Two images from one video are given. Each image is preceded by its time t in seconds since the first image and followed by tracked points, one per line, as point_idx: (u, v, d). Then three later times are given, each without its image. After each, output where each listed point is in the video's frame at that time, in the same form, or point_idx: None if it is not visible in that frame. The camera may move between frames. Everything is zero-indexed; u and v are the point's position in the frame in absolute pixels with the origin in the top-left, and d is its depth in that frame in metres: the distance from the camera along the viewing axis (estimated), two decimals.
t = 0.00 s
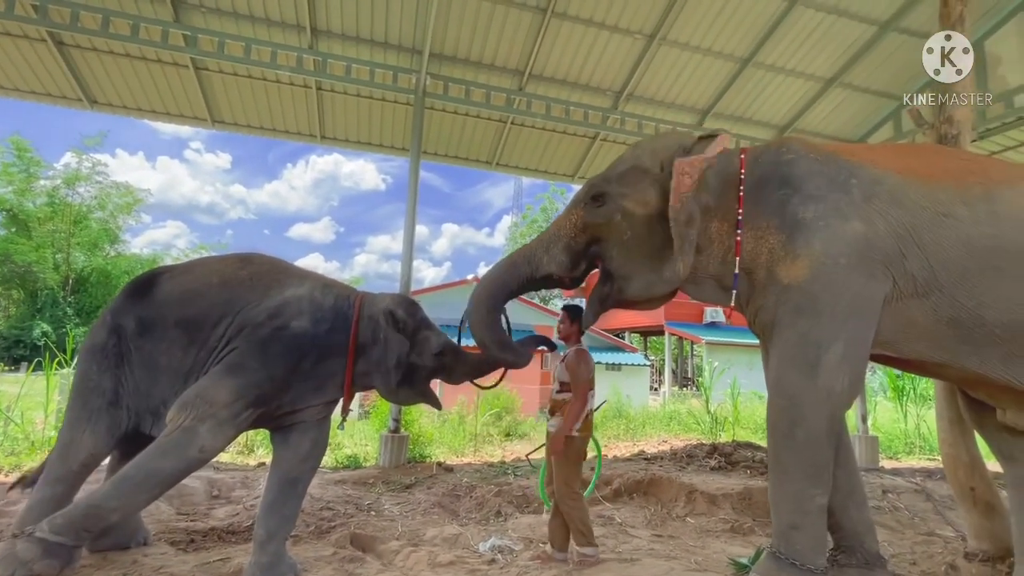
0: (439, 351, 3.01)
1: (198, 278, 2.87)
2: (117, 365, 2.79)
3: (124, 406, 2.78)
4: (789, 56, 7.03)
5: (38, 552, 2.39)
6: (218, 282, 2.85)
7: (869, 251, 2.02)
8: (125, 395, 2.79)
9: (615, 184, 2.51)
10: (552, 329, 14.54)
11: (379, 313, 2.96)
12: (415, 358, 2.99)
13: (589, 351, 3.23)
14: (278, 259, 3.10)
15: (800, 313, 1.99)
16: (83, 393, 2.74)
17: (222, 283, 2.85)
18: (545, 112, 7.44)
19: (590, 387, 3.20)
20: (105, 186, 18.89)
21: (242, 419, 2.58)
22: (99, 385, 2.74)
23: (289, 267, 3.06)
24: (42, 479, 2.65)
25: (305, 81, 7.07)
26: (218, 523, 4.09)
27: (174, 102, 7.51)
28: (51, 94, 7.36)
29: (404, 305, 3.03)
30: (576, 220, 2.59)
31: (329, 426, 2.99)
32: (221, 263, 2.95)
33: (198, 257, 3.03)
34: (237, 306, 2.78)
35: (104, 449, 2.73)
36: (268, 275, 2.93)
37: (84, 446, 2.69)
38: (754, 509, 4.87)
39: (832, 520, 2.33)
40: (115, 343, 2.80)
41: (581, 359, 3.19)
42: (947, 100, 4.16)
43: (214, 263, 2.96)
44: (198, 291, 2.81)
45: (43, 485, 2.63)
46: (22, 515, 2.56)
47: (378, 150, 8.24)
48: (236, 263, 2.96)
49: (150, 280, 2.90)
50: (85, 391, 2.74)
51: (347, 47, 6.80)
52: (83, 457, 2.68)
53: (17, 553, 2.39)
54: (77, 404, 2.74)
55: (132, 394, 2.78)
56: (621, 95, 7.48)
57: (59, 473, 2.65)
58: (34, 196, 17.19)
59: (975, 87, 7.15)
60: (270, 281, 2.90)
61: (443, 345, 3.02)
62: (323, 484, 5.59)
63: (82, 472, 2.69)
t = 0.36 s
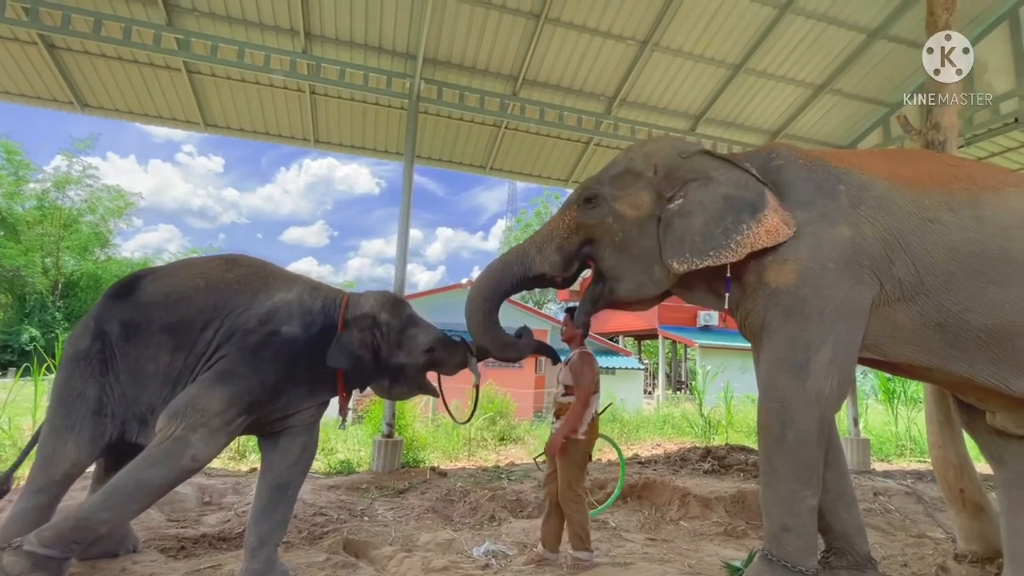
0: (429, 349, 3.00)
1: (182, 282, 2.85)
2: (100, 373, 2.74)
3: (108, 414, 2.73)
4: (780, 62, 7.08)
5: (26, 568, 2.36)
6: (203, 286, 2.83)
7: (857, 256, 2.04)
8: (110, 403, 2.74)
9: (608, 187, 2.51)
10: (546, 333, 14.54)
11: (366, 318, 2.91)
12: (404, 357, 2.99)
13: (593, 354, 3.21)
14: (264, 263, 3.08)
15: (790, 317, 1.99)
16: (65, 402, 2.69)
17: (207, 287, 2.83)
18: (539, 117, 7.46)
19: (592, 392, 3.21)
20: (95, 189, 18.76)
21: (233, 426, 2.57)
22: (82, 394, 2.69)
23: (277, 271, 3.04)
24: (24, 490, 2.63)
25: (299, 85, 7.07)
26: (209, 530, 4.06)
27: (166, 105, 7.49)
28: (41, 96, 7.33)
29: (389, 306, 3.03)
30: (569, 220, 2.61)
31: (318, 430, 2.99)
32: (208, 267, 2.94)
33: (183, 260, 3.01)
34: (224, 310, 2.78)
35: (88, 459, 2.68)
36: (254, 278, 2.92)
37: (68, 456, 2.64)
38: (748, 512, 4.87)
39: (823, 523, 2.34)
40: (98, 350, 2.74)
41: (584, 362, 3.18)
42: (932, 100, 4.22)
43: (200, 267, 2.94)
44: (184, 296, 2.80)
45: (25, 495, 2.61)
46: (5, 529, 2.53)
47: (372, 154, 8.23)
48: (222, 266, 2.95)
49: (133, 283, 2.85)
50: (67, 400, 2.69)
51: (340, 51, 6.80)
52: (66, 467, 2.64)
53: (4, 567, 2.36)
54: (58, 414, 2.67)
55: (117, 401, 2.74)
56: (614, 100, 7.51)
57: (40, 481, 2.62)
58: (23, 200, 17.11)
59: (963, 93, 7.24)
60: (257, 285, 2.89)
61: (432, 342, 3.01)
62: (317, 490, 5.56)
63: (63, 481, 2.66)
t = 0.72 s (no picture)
0: (419, 357, 2.99)
1: (169, 283, 2.81)
2: (83, 376, 2.69)
3: (91, 419, 2.70)
4: (774, 66, 7.11)
5: None
6: (190, 287, 2.80)
7: (856, 260, 2.04)
8: (92, 407, 2.71)
9: (611, 189, 2.51)
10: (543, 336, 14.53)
11: (356, 323, 2.90)
12: (394, 365, 2.96)
13: (589, 356, 3.18)
14: (255, 265, 3.05)
15: (789, 320, 1.99)
16: (45, 407, 2.64)
17: (195, 287, 2.80)
18: (535, 121, 7.46)
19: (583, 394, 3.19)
20: (89, 192, 18.71)
21: (223, 431, 2.55)
22: (64, 398, 2.65)
23: (268, 272, 3.02)
24: (7, 496, 2.60)
25: (295, 88, 7.06)
26: (202, 535, 4.03)
27: (160, 108, 7.46)
28: (34, 98, 7.29)
29: (383, 313, 3.02)
30: (572, 221, 2.62)
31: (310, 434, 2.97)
32: (197, 268, 2.91)
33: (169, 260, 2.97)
34: (212, 311, 2.75)
35: (70, 463, 2.65)
36: (244, 280, 2.89)
37: (50, 461, 2.60)
38: (744, 515, 4.86)
39: (820, 526, 2.33)
40: (80, 352, 2.70)
41: (577, 365, 3.16)
42: (926, 100, 4.23)
43: (188, 268, 2.91)
44: (170, 297, 2.76)
45: (8, 502, 2.59)
46: None
47: (368, 157, 8.22)
48: (211, 267, 2.92)
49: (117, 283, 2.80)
50: (48, 403, 2.64)
51: (336, 55, 6.79)
52: (48, 472, 2.61)
53: None
54: (40, 418, 2.63)
55: (100, 404, 2.71)
56: (610, 105, 7.51)
57: (24, 487, 2.59)
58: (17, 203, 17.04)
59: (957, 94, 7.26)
60: (247, 287, 2.86)
61: (423, 351, 3.00)
62: (311, 495, 5.53)
63: (47, 487, 2.62)
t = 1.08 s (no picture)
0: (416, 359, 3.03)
1: (161, 285, 2.79)
2: (74, 379, 2.68)
3: (81, 422, 2.68)
4: (773, 70, 7.12)
5: None
6: (183, 289, 2.78)
7: (865, 267, 2.04)
8: (82, 410, 2.68)
9: (625, 188, 2.50)
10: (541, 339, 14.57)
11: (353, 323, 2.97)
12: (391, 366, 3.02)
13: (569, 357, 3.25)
14: (252, 267, 3.04)
15: (796, 324, 1.99)
16: (36, 410, 2.64)
17: (187, 290, 2.78)
18: (535, 123, 7.46)
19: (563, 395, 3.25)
20: (88, 194, 18.73)
21: (219, 436, 2.55)
22: (53, 401, 2.64)
23: (262, 275, 3.01)
24: None
25: (295, 90, 7.07)
26: (199, 538, 4.02)
27: (159, 110, 7.46)
28: (33, 100, 7.29)
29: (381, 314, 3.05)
30: (585, 218, 2.61)
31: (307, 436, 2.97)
32: (191, 270, 2.89)
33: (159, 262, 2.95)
34: (206, 314, 2.73)
35: (60, 466, 2.64)
36: (238, 282, 2.88)
37: (39, 465, 2.59)
38: (742, 518, 4.86)
39: (821, 529, 2.33)
40: (70, 355, 2.68)
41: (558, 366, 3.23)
42: (926, 101, 4.23)
43: (181, 270, 2.89)
44: (162, 300, 2.74)
45: None
46: None
47: (368, 159, 8.22)
48: (205, 269, 2.91)
49: (109, 286, 2.78)
50: (36, 406, 2.63)
51: (336, 57, 6.79)
52: (39, 475, 2.60)
53: None
54: (30, 422, 2.62)
55: (91, 407, 2.68)
56: (609, 108, 7.52)
57: (17, 490, 2.60)
58: (16, 204, 17.04)
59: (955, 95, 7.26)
60: (241, 290, 2.85)
61: (419, 352, 3.04)
62: (309, 498, 5.52)
63: (39, 490, 2.62)
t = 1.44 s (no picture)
0: (410, 358, 3.05)
1: (155, 283, 2.79)
2: (65, 377, 2.66)
3: (72, 420, 2.67)
4: (771, 71, 7.13)
5: None
6: (177, 286, 2.78)
7: (876, 271, 2.05)
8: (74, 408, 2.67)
9: (640, 187, 2.50)
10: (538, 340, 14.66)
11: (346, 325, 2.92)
12: (385, 366, 3.01)
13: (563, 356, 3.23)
14: (248, 265, 3.05)
15: (806, 326, 1.99)
16: (26, 408, 2.61)
17: (182, 287, 2.78)
18: (533, 122, 7.46)
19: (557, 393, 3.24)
20: (86, 192, 18.72)
21: (214, 434, 2.55)
22: (44, 398, 2.62)
23: (257, 272, 3.01)
24: None
25: (293, 88, 7.07)
26: (195, 537, 4.01)
27: (156, 107, 7.45)
28: (29, 97, 7.27)
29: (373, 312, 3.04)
30: (598, 217, 2.61)
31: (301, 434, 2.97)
32: (187, 267, 2.89)
33: (151, 260, 2.95)
34: (201, 311, 2.73)
35: (51, 465, 2.62)
36: (233, 279, 2.88)
37: (30, 463, 2.58)
38: (739, 518, 4.86)
39: (818, 529, 2.34)
40: (61, 353, 2.66)
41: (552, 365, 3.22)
42: (925, 101, 4.23)
43: (174, 267, 2.89)
44: (157, 298, 2.74)
45: None
46: None
47: (366, 158, 8.20)
48: (201, 266, 2.91)
49: (103, 283, 2.77)
50: (25, 404, 2.61)
51: (333, 55, 6.78)
52: (30, 473, 2.59)
53: None
54: (20, 420, 2.60)
55: (83, 405, 2.68)
56: (608, 107, 7.52)
57: (10, 488, 2.58)
58: (13, 201, 17.02)
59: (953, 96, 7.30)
60: (236, 287, 2.85)
61: (413, 352, 3.06)
62: (305, 496, 5.52)
63: (31, 488, 2.61)
